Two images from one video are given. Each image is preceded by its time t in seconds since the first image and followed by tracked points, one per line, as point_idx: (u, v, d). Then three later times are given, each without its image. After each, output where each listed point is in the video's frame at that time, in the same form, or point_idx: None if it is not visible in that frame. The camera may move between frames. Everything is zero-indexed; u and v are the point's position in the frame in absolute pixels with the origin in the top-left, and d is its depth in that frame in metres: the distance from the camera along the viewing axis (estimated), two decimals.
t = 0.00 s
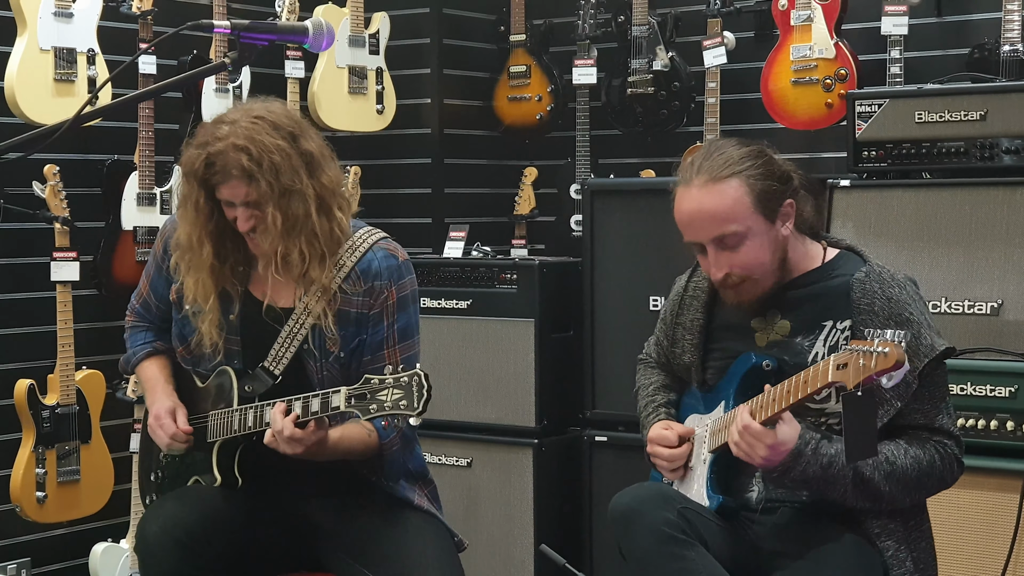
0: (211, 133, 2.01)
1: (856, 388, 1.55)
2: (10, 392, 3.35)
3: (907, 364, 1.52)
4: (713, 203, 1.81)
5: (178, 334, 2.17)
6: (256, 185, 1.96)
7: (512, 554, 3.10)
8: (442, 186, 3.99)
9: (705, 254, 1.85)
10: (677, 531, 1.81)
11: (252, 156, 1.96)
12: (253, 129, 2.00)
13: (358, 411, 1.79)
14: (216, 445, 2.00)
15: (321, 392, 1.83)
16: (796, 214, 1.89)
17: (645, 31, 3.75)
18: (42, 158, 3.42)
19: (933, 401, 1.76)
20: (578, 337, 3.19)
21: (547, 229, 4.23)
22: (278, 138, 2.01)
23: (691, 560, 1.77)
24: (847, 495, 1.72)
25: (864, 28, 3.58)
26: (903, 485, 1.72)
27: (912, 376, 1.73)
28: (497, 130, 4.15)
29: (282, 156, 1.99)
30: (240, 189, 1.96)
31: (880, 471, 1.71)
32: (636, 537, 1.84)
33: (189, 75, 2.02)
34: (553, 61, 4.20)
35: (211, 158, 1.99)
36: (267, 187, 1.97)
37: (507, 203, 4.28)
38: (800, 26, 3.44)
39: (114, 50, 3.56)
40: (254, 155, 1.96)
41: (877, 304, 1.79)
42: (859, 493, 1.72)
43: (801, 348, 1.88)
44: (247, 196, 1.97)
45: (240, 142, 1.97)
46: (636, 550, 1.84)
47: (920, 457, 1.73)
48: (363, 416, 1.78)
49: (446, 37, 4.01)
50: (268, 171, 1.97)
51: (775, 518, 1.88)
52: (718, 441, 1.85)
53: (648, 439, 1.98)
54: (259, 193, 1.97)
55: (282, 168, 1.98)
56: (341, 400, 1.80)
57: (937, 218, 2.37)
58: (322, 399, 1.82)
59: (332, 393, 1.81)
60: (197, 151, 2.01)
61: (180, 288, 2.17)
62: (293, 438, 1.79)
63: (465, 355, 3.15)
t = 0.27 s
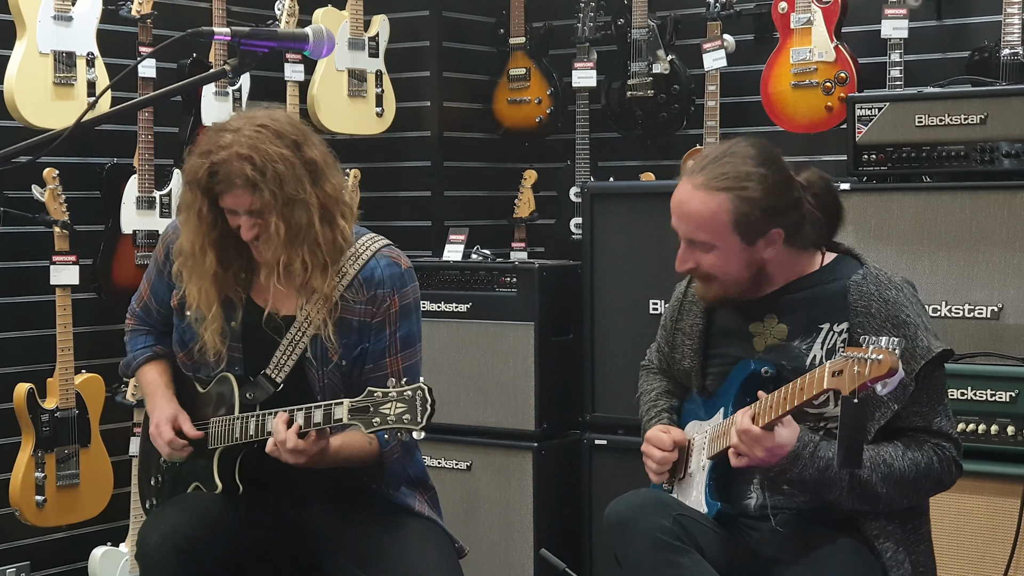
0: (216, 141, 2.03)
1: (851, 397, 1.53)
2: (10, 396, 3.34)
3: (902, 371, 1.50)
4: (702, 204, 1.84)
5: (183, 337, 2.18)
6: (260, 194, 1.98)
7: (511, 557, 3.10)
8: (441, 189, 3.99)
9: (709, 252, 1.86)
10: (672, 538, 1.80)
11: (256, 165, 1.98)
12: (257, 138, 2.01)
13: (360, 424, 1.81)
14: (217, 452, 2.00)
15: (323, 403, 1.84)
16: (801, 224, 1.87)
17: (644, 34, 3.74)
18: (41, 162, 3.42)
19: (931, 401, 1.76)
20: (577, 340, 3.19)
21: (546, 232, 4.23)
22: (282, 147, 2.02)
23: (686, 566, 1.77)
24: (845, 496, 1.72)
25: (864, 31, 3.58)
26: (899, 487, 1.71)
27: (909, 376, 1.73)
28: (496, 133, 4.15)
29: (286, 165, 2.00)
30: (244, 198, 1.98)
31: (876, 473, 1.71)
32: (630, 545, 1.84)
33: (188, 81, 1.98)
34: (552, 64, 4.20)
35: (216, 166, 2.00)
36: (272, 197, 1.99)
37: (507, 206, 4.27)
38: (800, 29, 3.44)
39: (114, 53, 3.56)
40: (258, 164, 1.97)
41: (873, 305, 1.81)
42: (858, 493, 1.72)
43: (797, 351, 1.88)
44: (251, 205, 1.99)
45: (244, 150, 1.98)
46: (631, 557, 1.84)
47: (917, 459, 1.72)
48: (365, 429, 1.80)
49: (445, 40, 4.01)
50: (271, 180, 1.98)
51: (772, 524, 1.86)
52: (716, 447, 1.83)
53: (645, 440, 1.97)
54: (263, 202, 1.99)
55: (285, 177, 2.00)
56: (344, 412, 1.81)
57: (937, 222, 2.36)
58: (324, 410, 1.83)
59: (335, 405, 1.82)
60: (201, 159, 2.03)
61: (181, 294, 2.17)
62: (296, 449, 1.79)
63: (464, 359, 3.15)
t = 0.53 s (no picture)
0: (227, 141, 2.01)
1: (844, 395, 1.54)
2: (10, 396, 3.34)
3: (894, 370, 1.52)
4: (703, 192, 1.85)
5: (184, 336, 2.18)
6: (270, 196, 1.96)
7: (512, 557, 3.09)
8: (442, 188, 3.98)
9: (712, 239, 1.86)
10: (666, 537, 1.82)
11: (267, 166, 1.96)
12: (268, 139, 1.99)
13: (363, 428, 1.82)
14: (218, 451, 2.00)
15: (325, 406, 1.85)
16: (805, 219, 1.87)
17: (645, 34, 3.74)
18: (41, 161, 3.42)
19: (932, 391, 1.76)
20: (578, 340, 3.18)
21: (547, 232, 4.23)
22: (293, 149, 2.01)
23: (679, 566, 1.78)
24: (855, 484, 1.69)
25: (864, 31, 3.58)
26: (909, 474, 1.70)
27: (909, 367, 1.72)
28: (497, 133, 4.15)
29: (297, 168, 1.99)
30: (254, 199, 1.97)
31: (886, 460, 1.69)
32: (624, 544, 1.85)
33: (188, 80, 1.97)
34: (552, 63, 4.19)
35: (226, 166, 1.99)
36: (281, 199, 1.97)
37: (507, 205, 4.27)
38: (800, 29, 3.43)
39: (114, 52, 3.56)
40: (269, 166, 1.96)
41: (874, 295, 1.80)
42: (867, 483, 1.69)
43: (797, 343, 1.87)
44: (261, 207, 1.97)
45: (255, 152, 1.97)
46: (626, 556, 1.85)
47: (925, 447, 1.71)
48: (368, 434, 1.81)
49: (445, 40, 4.01)
50: (282, 183, 1.97)
51: (768, 526, 1.85)
52: (713, 448, 1.83)
53: (647, 446, 1.96)
54: (273, 204, 1.97)
55: (295, 179, 1.99)
56: (347, 416, 1.82)
57: (939, 222, 2.36)
58: (327, 413, 1.84)
59: (338, 408, 1.83)
60: (212, 158, 2.01)
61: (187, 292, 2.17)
62: (298, 451, 1.79)
63: (465, 358, 3.14)
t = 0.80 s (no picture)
0: (239, 144, 1.99)
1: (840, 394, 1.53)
2: (10, 395, 3.34)
3: (892, 372, 1.48)
4: (704, 184, 1.86)
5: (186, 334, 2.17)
6: (281, 201, 1.95)
7: (513, 557, 3.09)
8: (443, 188, 3.98)
9: (712, 234, 1.86)
10: (662, 534, 1.80)
11: (278, 171, 1.94)
12: (279, 143, 1.97)
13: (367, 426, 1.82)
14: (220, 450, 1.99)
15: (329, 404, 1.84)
16: (805, 218, 1.86)
17: (646, 33, 3.74)
18: (42, 161, 3.42)
19: (932, 394, 1.75)
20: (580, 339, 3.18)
21: (548, 231, 4.22)
22: (305, 153, 1.99)
23: (674, 562, 1.77)
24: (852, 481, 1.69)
25: (866, 29, 3.57)
26: (905, 474, 1.69)
27: (909, 369, 1.72)
28: (498, 132, 4.15)
29: (308, 172, 1.97)
30: (264, 203, 1.95)
31: (883, 458, 1.68)
32: (620, 541, 1.84)
33: (188, 79, 1.96)
34: (554, 62, 4.19)
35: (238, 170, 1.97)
36: (292, 204, 1.95)
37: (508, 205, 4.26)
38: (802, 27, 3.43)
39: (115, 52, 3.55)
40: (281, 171, 1.94)
41: (877, 296, 1.80)
42: (863, 479, 1.69)
43: (801, 342, 1.88)
44: (271, 211, 1.95)
45: (267, 156, 1.95)
46: (621, 553, 1.83)
47: (924, 448, 1.71)
48: (372, 432, 1.81)
49: (447, 39, 4.00)
50: (294, 188, 1.95)
51: (768, 525, 1.84)
52: (715, 445, 1.83)
53: (649, 438, 1.96)
54: (284, 209, 1.95)
55: (307, 184, 1.97)
56: (352, 414, 1.82)
57: (941, 222, 2.36)
58: (331, 411, 1.83)
59: (342, 406, 1.83)
60: (223, 162, 1.99)
61: (193, 291, 2.16)
62: (302, 445, 1.78)
63: (466, 357, 3.14)
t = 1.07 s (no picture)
0: (252, 159, 1.92)
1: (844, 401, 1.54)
2: (10, 396, 3.33)
3: (894, 378, 1.50)
4: (703, 189, 1.85)
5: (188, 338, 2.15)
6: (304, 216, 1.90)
7: (514, 557, 3.09)
8: (443, 188, 3.98)
9: (711, 238, 1.85)
10: (662, 535, 1.79)
11: (301, 187, 1.89)
12: (296, 157, 1.92)
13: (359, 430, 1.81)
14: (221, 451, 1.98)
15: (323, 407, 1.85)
16: (805, 222, 1.86)
17: (646, 33, 3.73)
18: (42, 161, 3.41)
19: (933, 398, 1.74)
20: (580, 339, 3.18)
21: (549, 232, 4.22)
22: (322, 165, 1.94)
23: (674, 564, 1.76)
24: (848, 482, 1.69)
25: (867, 30, 3.57)
26: (902, 477, 1.69)
27: (910, 374, 1.72)
28: (498, 133, 4.14)
29: (328, 185, 1.93)
30: (285, 220, 1.90)
31: (881, 461, 1.68)
32: (618, 542, 1.83)
33: (189, 80, 1.97)
34: (554, 63, 4.19)
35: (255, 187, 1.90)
36: (316, 219, 1.91)
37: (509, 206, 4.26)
38: (802, 28, 3.42)
39: (115, 52, 3.55)
40: (304, 186, 1.89)
41: (878, 300, 1.79)
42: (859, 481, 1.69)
43: (802, 345, 1.88)
44: (292, 227, 1.91)
45: (287, 172, 1.89)
46: (620, 554, 1.82)
47: (922, 452, 1.70)
48: (365, 435, 1.80)
49: (447, 39, 4.00)
50: (317, 202, 1.91)
51: (768, 525, 1.85)
52: (716, 447, 1.83)
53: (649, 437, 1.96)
54: (307, 224, 1.91)
55: (328, 196, 1.93)
56: (343, 417, 1.82)
57: (941, 223, 2.35)
58: (323, 415, 1.84)
59: (335, 410, 1.83)
60: (236, 178, 1.92)
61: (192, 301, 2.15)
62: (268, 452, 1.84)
63: (466, 358, 3.13)
